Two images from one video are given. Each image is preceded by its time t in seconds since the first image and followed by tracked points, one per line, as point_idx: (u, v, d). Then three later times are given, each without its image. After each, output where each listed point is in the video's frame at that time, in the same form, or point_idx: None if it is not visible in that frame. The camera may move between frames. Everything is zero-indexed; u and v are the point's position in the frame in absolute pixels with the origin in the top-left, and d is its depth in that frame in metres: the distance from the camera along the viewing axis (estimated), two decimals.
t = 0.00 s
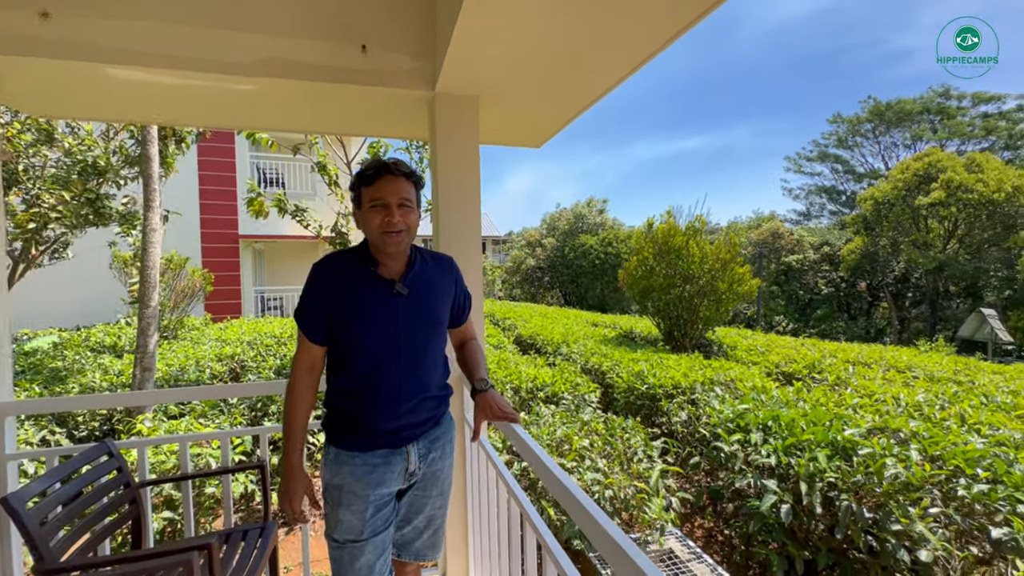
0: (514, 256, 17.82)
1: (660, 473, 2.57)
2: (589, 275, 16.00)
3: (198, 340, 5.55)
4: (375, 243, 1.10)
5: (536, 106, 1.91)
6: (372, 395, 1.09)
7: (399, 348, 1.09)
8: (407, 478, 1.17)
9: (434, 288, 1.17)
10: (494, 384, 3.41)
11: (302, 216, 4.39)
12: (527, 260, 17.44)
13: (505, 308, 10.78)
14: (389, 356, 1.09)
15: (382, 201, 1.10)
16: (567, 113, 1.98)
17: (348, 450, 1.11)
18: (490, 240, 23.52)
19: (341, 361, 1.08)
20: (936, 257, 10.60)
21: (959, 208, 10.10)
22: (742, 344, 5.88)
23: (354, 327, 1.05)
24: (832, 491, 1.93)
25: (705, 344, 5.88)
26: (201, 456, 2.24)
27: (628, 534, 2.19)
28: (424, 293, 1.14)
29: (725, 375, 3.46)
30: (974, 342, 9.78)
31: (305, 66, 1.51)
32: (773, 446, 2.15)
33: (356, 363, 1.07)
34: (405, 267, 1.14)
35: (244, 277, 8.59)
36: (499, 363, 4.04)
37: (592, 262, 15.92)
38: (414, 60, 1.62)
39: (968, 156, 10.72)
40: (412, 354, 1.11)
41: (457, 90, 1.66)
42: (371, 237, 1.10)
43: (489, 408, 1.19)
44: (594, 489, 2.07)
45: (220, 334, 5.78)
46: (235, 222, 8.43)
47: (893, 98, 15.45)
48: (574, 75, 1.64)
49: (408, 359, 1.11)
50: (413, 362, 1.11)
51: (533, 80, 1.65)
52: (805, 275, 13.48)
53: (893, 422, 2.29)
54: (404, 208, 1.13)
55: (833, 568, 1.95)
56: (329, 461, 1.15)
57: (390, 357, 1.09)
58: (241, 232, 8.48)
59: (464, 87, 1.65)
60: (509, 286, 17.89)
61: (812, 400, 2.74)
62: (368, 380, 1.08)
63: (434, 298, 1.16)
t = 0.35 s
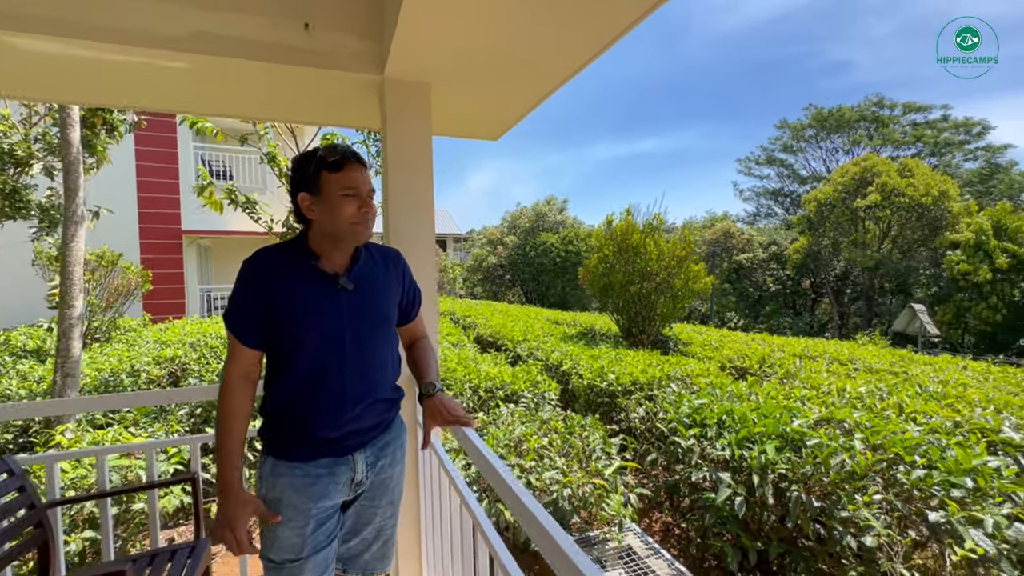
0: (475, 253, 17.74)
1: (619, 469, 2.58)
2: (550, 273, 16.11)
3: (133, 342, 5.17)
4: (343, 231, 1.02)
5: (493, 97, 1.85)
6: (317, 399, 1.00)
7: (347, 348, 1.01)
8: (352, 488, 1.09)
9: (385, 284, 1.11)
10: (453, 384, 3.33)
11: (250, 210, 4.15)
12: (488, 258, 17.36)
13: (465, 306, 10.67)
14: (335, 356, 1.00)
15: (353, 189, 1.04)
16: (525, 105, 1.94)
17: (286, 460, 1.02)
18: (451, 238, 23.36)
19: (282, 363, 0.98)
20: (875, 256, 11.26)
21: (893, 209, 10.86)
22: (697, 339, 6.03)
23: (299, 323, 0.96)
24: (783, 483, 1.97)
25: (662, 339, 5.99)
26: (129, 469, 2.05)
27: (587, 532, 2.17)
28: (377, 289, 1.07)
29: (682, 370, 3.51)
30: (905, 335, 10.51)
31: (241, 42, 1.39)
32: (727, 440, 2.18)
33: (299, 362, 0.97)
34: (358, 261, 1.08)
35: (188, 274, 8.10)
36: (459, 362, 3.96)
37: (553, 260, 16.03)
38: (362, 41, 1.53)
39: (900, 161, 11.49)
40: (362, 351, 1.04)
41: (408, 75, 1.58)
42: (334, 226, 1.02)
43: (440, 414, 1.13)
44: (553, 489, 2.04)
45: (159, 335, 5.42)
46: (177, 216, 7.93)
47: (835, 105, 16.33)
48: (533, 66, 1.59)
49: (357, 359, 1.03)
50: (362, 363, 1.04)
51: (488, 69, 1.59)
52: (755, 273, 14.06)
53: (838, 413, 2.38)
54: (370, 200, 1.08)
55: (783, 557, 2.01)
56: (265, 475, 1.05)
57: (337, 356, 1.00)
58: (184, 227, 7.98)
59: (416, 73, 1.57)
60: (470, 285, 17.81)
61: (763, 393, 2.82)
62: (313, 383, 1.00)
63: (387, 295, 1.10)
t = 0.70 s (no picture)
0: (431, 251, 17.55)
1: (571, 472, 2.53)
2: (507, 271, 16.06)
3: (47, 346, 4.71)
4: (250, 222, 0.91)
5: (437, 87, 1.75)
6: (229, 419, 0.85)
7: (265, 356, 0.88)
8: (272, 514, 0.96)
9: (306, 284, 0.99)
10: (401, 387, 3.19)
11: (180, 203, 3.83)
12: (444, 255, 17.15)
13: (419, 305, 10.46)
14: (250, 366, 0.86)
15: (268, 176, 0.92)
16: (471, 96, 1.84)
17: (188, 489, 0.85)
18: (406, 235, 23.06)
19: (185, 376, 0.81)
20: (811, 256, 11.90)
21: (827, 211, 11.53)
22: (648, 337, 6.11)
23: (204, 327, 0.80)
24: (730, 482, 1.97)
25: (615, 338, 6.03)
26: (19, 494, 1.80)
27: (537, 538, 2.10)
28: (295, 289, 0.95)
29: (633, 369, 3.53)
30: (839, 330, 11.16)
31: (143, 8, 1.23)
32: (676, 440, 2.17)
33: (205, 374, 0.81)
34: (270, 258, 0.95)
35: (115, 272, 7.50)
36: (408, 363, 3.81)
37: (509, 258, 15.99)
38: (288, 17, 1.41)
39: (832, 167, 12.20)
40: (281, 360, 0.90)
41: (341, 57, 1.46)
42: (245, 218, 0.90)
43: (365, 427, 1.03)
44: (502, 497, 1.96)
45: (78, 339, 4.96)
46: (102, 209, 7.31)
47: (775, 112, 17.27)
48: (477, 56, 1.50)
49: (276, 369, 0.89)
50: (281, 373, 0.90)
51: (430, 57, 1.49)
52: (703, 272, 14.62)
53: (782, 410, 2.44)
54: (285, 189, 0.97)
55: (729, 554, 2.02)
56: (160, 507, 0.87)
57: (253, 366, 0.86)
58: (111, 221, 7.37)
59: (350, 55, 1.46)
60: (426, 283, 17.59)
61: (711, 391, 2.86)
62: (225, 398, 0.84)
63: (307, 296, 0.97)
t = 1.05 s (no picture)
0: (380, 249, 17.19)
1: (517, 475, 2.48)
2: (458, 269, 15.86)
3: None
4: (82, 215, 0.77)
5: (372, 77, 1.66)
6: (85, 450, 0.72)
7: (120, 369, 0.74)
8: (150, 564, 0.83)
9: (186, 281, 0.85)
10: (341, 391, 3.04)
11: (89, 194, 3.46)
12: (394, 253, 16.88)
13: (367, 303, 10.16)
14: (104, 384, 0.73)
15: (86, 152, 0.79)
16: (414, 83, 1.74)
17: (33, 543, 0.72)
18: (354, 232, 23.25)
19: (23, 406, 0.70)
20: (749, 254, 12.50)
21: (763, 213, 12.14)
22: (596, 334, 6.20)
23: (29, 348, 0.68)
24: (672, 480, 1.99)
25: (562, 336, 6.08)
26: None
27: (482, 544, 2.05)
28: (172, 286, 0.82)
29: (580, 367, 3.54)
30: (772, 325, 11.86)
31: None
32: (622, 441, 2.17)
33: (43, 400, 0.69)
34: (138, 255, 0.83)
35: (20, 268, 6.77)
36: (351, 364, 3.65)
37: (461, 256, 15.81)
38: None
39: (766, 171, 12.88)
40: (156, 372, 0.78)
41: (262, 37, 1.35)
42: (73, 210, 0.77)
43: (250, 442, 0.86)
44: (444, 506, 1.88)
45: None
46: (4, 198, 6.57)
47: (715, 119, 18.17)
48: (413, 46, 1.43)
49: (151, 383, 0.77)
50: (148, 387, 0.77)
51: (362, 45, 1.40)
52: (649, 270, 15.16)
53: (722, 406, 2.51)
54: (127, 166, 0.82)
55: (672, 550, 2.05)
56: None
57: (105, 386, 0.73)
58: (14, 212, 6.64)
59: (272, 36, 1.35)
60: (375, 281, 17.25)
61: (656, 389, 2.92)
62: (75, 427, 0.71)
63: (187, 295, 0.84)
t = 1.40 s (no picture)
0: (320, 245, 16.61)
1: (459, 477, 2.42)
2: (402, 267, 15.45)
3: None
4: None
5: (294, 61, 1.56)
6: None
7: None
8: None
9: None
10: (271, 396, 2.85)
11: None
12: (335, 250, 16.33)
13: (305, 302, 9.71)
14: None
15: None
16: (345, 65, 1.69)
17: None
18: (292, 227, 22.52)
19: None
20: (685, 253, 13.02)
21: (698, 215, 12.71)
22: (540, 332, 6.25)
23: None
24: (613, 477, 2.02)
25: (509, 334, 6.08)
26: None
27: (423, 550, 1.97)
28: None
29: (525, 366, 3.53)
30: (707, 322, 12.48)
31: None
32: (565, 439, 2.18)
33: None
34: None
35: None
36: (284, 366, 3.45)
37: (405, 253, 15.41)
38: None
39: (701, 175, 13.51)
40: None
41: (164, 6, 1.23)
42: None
43: None
44: (382, 514, 1.79)
45: None
46: None
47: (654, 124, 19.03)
48: (337, 30, 1.36)
49: None
50: None
51: (281, 24, 1.32)
52: (593, 269, 15.62)
53: (659, 401, 2.59)
54: None
55: (612, 545, 2.07)
56: None
57: None
58: None
59: (177, 4, 1.23)
60: (315, 278, 16.74)
61: (597, 386, 2.96)
62: None
63: None
